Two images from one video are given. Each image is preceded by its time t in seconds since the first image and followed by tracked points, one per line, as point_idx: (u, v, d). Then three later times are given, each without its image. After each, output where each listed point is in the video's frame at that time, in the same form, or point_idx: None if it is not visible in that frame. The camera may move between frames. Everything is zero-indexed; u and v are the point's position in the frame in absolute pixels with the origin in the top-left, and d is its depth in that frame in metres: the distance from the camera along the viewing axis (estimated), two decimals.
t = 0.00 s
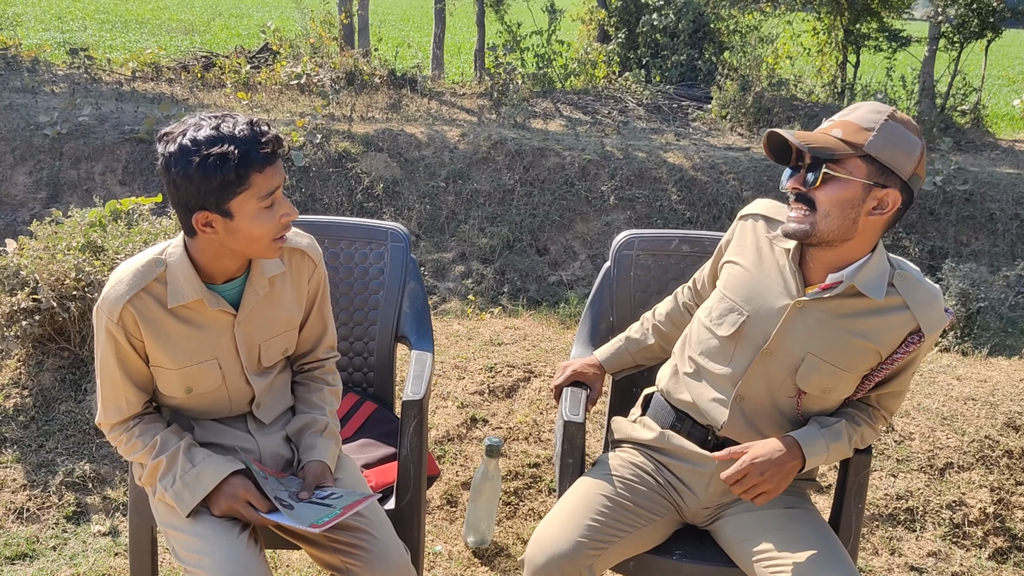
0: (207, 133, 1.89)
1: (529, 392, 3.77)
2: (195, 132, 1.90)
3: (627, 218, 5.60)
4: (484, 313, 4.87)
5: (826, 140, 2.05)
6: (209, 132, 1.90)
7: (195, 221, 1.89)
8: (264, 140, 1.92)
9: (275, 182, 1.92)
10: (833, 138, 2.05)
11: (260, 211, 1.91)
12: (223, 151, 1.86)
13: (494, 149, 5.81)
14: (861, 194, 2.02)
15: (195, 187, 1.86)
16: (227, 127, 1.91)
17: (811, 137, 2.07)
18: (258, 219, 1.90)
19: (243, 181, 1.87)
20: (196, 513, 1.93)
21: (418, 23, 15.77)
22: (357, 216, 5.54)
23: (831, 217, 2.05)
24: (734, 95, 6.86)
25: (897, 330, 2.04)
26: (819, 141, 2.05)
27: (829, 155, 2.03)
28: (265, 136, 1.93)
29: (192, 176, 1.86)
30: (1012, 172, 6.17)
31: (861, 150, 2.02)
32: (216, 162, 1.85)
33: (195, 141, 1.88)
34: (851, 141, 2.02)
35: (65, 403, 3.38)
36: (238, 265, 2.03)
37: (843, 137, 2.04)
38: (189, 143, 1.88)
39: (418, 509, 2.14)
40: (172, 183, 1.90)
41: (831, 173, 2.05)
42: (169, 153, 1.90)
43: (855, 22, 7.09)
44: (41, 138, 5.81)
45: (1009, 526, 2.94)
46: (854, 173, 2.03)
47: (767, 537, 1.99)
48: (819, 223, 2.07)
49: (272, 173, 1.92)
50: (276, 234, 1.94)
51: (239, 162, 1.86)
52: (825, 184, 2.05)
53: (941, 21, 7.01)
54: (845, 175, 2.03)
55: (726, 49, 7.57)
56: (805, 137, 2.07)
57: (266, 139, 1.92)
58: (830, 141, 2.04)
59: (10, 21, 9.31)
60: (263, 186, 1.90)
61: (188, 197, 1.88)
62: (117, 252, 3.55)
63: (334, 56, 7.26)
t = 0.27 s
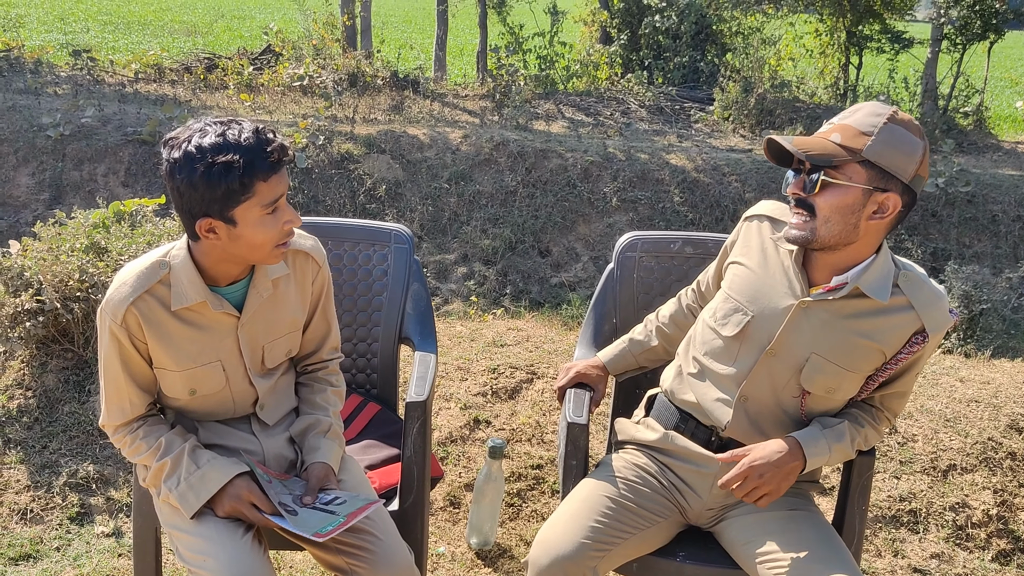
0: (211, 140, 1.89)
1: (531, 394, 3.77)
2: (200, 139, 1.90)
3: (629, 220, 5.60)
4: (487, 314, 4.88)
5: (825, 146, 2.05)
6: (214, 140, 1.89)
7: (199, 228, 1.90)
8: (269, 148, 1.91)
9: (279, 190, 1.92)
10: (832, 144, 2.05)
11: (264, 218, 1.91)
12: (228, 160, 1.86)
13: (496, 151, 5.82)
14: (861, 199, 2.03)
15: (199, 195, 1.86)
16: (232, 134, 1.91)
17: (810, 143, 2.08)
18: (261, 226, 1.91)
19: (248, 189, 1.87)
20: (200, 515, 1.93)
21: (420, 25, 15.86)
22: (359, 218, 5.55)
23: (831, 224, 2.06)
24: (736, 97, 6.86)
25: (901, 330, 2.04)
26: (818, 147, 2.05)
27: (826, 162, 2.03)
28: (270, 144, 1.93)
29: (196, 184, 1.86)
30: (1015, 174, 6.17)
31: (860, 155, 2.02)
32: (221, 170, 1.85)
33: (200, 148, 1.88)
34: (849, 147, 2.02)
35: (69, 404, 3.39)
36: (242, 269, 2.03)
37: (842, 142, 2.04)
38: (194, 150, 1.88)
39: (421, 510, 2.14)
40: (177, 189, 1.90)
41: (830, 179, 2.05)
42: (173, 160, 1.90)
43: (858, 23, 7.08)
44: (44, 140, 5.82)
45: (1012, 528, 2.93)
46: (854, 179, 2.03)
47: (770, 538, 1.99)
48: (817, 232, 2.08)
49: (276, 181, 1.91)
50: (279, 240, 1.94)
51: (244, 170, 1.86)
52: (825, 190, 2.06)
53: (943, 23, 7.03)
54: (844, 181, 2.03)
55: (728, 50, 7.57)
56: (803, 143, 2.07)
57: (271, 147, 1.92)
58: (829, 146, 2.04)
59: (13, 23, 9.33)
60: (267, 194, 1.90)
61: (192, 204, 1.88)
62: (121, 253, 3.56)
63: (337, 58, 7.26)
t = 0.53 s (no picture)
0: (209, 142, 1.89)
1: (531, 393, 3.78)
2: (196, 142, 1.90)
3: (628, 220, 5.60)
4: (486, 314, 4.88)
5: (817, 151, 2.05)
6: (211, 142, 1.89)
7: (199, 230, 1.90)
8: (266, 148, 1.91)
9: (277, 191, 1.93)
10: (824, 147, 2.05)
11: (263, 220, 1.91)
12: (226, 162, 1.86)
13: (496, 150, 5.82)
14: (853, 203, 2.03)
15: (198, 198, 1.86)
16: (228, 136, 1.91)
17: (802, 146, 2.08)
18: (261, 228, 1.91)
19: (246, 190, 1.87)
20: (200, 514, 1.94)
21: (419, 24, 15.83)
22: (359, 217, 5.55)
23: (823, 229, 2.07)
24: (736, 96, 6.86)
25: (899, 329, 2.04)
26: (809, 151, 2.05)
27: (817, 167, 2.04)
28: (268, 144, 1.93)
29: (194, 187, 1.86)
30: (1014, 173, 6.18)
31: (851, 159, 2.02)
32: (220, 173, 1.85)
33: (197, 151, 1.88)
34: (841, 150, 2.03)
35: (68, 404, 3.39)
36: (241, 269, 2.03)
37: (833, 145, 2.04)
38: (191, 154, 1.88)
39: (421, 509, 2.15)
40: (175, 193, 1.90)
41: (822, 183, 2.06)
42: (171, 164, 1.90)
43: (857, 23, 7.08)
44: (43, 139, 5.82)
45: (1011, 528, 2.94)
46: (846, 183, 2.03)
47: (770, 537, 2.00)
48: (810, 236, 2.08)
49: (274, 181, 1.92)
50: (279, 240, 1.95)
51: (242, 172, 1.86)
52: (817, 194, 2.06)
53: (942, 23, 7.03)
54: (836, 186, 2.04)
55: (728, 50, 7.57)
56: (794, 148, 2.08)
57: (269, 147, 1.92)
58: (821, 150, 2.05)
59: (12, 22, 9.32)
60: (266, 196, 1.90)
61: (190, 207, 1.88)
62: (120, 252, 3.56)
63: (336, 57, 7.26)
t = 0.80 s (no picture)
0: (203, 141, 1.89)
1: (529, 391, 3.78)
2: (191, 141, 1.90)
3: (626, 219, 5.60)
4: (484, 312, 4.88)
5: (808, 154, 2.05)
6: (205, 141, 1.89)
7: (196, 229, 1.90)
8: (261, 146, 1.91)
9: (273, 189, 1.93)
10: (814, 151, 2.05)
11: (260, 218, 1.91)
12: (221, 160, 1.86)
13: (494, 149, 5.82)
14: (844, 206, 2.03)
15: (194, 197, 1.86)
16: (223, 134, 1.91)
17: (793, 150, 2.08)
18: (257, 226, 1.91)
19: (242, 189, 1.87)
20: (199, 512, 1.94)
21: (417, 23, 15.81)
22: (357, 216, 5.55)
23: (814, 233, 2.08)
24: (734, 95, 6.87)
25: (895, 327, 2.04)
26: (800, 156, 2.05)
27: (807, 172, 2.04)
28: (262, 142, 1.93)
29: (190, 187, 1.86)
30: (1011, 172, 6.19)
31: (841, 162, 2.02)
32: (215, 171, 1.85)
33: (192, 150, 1.88)
34: (831, 154, 2.03)
35: (67, 402, 3.39)
36: (239, 267, 2.03)
37: (824, 149, 2.04)
38: (186, 153, 1.88)
39: (420, 507, 2.15)
40: (171, 193, 1.90)
41: (812, 187, 2.06)
42: (166, 164, 1.90)
43: (855, 22, 7.06)
44: (41, 138, 5.82)
45: (1009, 525, 2.94)
46: (837, 186, 2.03)
47: (769, 534, 2.00)
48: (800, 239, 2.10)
49: (270, 179, 1.92)
50: (277, 239, 1.95)
51: (237, 171, 1.86)
52: (808, 198, 2.07)
53: (940, 22, 7.01)
54: (827, 190, 2.04)
55: (726, 49, 7.57)
56: (786, 152, 2.08)
57: (263, 145, 1.92)
58: (812, 155, 2.05)
59: (10, 21, 9.31)
60: (262, 194, 1.90)
61: (187, 207, 1.88)
62: (119, 251, 3.56)
63: (334, 56, 7.26)
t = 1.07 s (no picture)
0: (196, 140, 1.89)
1: (526, 391, 3.79)
2: (184, 139, 1.90)
3: (624, 218, 5.60)
4: (481, 312, 4.89)
5: (798, 160, 2.05)
6: (198, 139, 1.89)
7: (185, 227, 1.90)
8: (252, 145, 1.91)
9: (264, 188, 1.92)
10: (805, 157, 2.04)
11: (251, 218, 1.91)
12: (211, 158, 1.86)
13: (491, 149, 5.82)
14: (831, 214, 2.04)
15: (185, 195, 1.87)
16: (216, 133, 1.91)
17: (783, 155, 2.07)
18: (249, 226, 1.91)
19: (231, 188, 1.87)
20: (196, 512, 1.94)
21: (415, 22, 15.77)
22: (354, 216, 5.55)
23: (799, 237, 2.08)
24: (731, 95, 6.87)
25: (889, 327, 2.05)
26: (789, 161, 2.05)
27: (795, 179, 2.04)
28: (253, 141, 1.92)
29: (181, 185, 1.87)
30: (1008, 172, 6.20)
31: (830, 172, 2.02)
32: (204, 169, 1.85)
33: (184, 148, 1.88)
34: (820, 162, 2.02)
35: (63, 402, 3.39)
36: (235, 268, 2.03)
37: (814, 156, 2.03)
38: (178, 150, 1.88)
39: (416, 506, 2.15)
40: (163, 190, 1.90)
41: (800, 194, 2.06)
42: (159, 161, 1.90)
43: (852, 21, 7.07)
44: (38, 137, 5.81)
45: (1004, 524, 2.95)
46: (824, 195, 2.03)
47: (764, 534, 2.00)
48: (786, 243, 2.11)
49: (261, 178, 1.91)
50: (269, 239, 1.95)
51: (226, 169, 1.86)
52: (795, 205, 2.07)
53: (937, 21, 6.95)
54: (814, 198, 2.04)
55: (723, 48, 7.58)
56: (776, 157, 2.07)
57: (254, 144, 1.91)
58: (802, 161, 2.04)
59: (7, 20, 9.29)
60: (252, 194, 1.90)
61: (179, 205, 1.89)
62: (116, 250, 3.56)
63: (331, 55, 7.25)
